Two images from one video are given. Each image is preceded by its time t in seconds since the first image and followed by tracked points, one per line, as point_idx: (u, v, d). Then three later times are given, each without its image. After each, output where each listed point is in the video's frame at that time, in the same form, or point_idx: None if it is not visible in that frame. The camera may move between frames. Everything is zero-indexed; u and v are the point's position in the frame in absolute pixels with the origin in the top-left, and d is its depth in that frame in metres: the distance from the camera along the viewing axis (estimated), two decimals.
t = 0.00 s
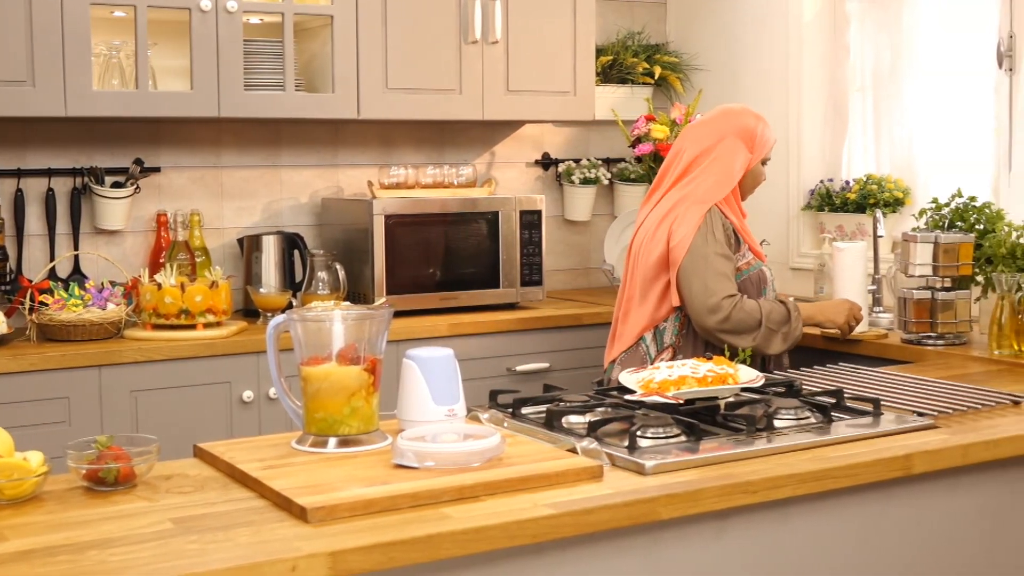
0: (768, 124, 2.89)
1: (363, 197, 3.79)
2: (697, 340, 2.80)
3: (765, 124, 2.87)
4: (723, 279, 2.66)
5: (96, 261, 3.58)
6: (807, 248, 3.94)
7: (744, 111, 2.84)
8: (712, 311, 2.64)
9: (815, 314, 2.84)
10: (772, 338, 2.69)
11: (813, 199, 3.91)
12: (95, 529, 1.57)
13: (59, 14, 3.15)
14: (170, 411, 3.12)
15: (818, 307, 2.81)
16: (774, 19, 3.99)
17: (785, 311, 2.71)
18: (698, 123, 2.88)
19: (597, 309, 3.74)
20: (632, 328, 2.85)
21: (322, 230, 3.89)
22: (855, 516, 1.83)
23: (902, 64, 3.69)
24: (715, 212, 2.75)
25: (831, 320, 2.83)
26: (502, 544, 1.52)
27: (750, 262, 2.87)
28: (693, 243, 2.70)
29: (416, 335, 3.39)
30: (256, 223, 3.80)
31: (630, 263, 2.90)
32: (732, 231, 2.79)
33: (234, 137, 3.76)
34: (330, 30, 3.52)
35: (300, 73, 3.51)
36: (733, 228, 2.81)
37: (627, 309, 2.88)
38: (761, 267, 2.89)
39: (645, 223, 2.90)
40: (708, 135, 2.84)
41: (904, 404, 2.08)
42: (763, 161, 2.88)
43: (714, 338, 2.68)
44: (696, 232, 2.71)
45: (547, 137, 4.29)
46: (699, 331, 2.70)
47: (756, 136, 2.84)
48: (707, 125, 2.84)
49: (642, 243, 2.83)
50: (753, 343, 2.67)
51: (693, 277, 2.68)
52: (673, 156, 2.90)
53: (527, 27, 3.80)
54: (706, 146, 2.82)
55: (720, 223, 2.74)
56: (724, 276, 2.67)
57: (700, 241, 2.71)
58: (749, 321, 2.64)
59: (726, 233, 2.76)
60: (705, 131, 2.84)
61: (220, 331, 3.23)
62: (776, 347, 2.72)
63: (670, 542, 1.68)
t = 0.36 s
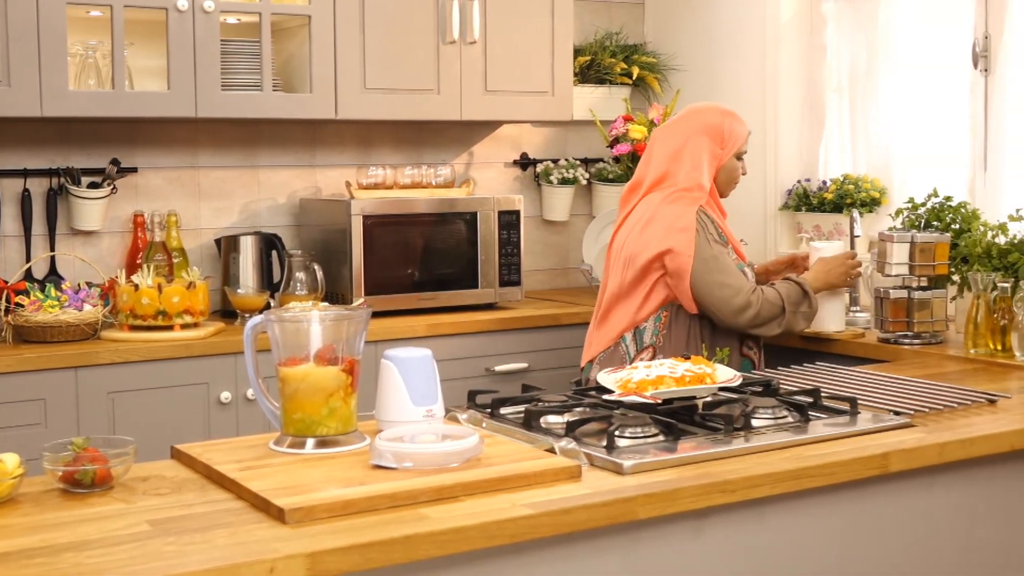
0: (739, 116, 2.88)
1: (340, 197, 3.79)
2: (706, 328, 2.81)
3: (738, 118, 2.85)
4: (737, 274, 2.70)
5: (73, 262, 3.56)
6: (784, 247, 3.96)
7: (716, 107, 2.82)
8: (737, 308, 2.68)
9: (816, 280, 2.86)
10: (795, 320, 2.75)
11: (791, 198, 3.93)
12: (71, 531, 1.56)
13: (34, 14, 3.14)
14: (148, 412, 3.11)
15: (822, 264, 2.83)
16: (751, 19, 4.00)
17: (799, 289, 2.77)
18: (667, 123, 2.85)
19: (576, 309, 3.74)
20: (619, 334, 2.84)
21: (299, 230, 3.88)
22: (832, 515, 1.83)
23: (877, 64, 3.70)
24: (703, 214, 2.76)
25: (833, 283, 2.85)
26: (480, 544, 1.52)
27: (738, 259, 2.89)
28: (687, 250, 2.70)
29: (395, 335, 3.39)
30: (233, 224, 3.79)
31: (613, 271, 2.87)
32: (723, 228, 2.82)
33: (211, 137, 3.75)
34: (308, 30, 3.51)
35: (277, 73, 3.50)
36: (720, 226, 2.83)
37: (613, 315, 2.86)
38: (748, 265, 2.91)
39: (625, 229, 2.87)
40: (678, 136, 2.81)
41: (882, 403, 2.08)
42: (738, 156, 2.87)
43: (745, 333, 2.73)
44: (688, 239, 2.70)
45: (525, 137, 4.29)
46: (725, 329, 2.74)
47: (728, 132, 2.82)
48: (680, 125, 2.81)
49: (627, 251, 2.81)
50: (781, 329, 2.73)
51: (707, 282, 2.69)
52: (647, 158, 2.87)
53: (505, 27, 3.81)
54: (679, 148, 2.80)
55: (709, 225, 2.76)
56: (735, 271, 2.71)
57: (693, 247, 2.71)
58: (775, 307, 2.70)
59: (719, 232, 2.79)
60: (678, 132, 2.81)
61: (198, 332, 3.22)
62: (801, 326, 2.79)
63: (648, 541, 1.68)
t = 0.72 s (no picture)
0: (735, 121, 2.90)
1: (323, 198, 3.79)
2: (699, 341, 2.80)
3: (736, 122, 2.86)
4: (732, 287, 2.70)
5: (53, 262, 3.55)
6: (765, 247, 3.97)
7: (713, 112, 2.83)
8: (733, 323, 2.67)
9: (804, 289, 2.88)
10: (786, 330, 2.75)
11: (773, 199, 3.95)
12: (52, 533, 1.55)
13: (14, 14, 3.12)
14: (131, 413, 3.10)
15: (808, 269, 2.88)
16: (732, 20, 4.01)
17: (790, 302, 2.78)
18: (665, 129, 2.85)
19: (559, 309, 3.75)
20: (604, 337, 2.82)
21: (282, 231, 3.87)
22: (815, 514, 1.84)
23: (857, 64, 3.72)
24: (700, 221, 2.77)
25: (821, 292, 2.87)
26: (463, 545, 1.52)
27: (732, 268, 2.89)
28: (684, 258, 2.70)
29: (378, 335, 3.39)
30: (215, 224, 3.78)
31: (603, 274, 2.86)
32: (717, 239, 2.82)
33: (193, 137, 3.74)
34: (289, 30, 3.51)
35: (259, 73, 3.50)
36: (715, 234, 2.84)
37: (601, 318, 2.85)
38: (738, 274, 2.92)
39: (619, 233, 2.86)
40: (675, 142, 2.82)
41: (864, 403, 2.09)
42: (733, 161, 2.89)
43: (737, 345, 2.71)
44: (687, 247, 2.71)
45: (508, 137, 4.30)
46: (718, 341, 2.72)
47: (725, 139, 2.83)
48: (678, 130, 2.82)
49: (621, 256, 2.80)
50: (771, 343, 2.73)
51: (702, 290, 2.69)
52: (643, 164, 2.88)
53: (488, 27, 3.81)
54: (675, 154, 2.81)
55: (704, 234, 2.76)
56: (729, 284, 2.71)
57: (691, 255, 2.71)
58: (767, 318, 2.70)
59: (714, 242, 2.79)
60: (674, 138, 2.82)
61: (179, 333, 3.21)
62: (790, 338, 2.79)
63: (631, 540, 1.69)
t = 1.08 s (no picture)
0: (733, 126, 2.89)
1: (316, 198, 3.78)
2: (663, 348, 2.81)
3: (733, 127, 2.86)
4: (701, 297, 2.68)
5: (46, 263, 3.54)
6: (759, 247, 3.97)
7: (708, 116, 2.82)
8: (696, 333, 2.66)
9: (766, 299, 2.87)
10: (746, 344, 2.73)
11: (766, 199, 3.95)
12: (46, 533, 1.55)
13: (6, 15, 3.12)
14: (125, 413, 3.09)
15: (764, 275, 2.89)
16: (725, 20, 4.02)
17: (752, 316, 2.75)
18: (660, 130, 2.85)
19: (553, 309, 3.75)
20: (587, 336, 2.83)
21: (275, 231, 3.87)
22: (809, 514, 1.84)
23: (850, 64, 3.72)
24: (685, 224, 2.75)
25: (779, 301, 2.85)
26: (457, 545, 1.52)
27: (719, 273, 2.87)
28: (664, 260, 2.69)
29: (372, 335, 3.39)
30: (209, 224, 3.78)
31: (591, 273, 2.86)
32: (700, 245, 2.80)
33: (186, 138, 3.73)
34: (283, 30, 3.51)
35: (252, 73, 3.49)
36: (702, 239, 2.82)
37: (586, 317, 2.85)
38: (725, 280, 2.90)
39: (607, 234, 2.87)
40: (667, 143, 2.82)
41: (858, 403, 2.09)
42: (727, 166, 2.88)
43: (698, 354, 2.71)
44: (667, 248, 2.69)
45: (501, 137, 4.29)
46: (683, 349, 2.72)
47: (719, 144, 2.82)
48: (672, 132, 2.82)
49: (607, 254, 2.80)
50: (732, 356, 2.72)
51: (672, 299, 2.67)
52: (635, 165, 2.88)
53: (481, 27, 3.81)
54: (667, 156, 2.81)
55: (687, 237, 2.75)
56: (702, 293, 2.69)
57: (671, 259, 2.70)
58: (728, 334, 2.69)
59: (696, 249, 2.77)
60: (666, 139, 2.82)
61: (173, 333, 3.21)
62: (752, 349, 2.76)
63: (625, 540, 1.69)
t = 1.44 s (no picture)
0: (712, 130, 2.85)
1: (319, 198, 3.79)
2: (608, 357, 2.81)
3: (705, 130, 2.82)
4: (639, 297, 2.66)
5: (49, 263, 3.54)
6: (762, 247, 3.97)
7: (676, 116, 2.81)
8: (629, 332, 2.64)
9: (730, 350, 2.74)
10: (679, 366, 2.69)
11: (768, 199, 3.95)
12: (48, 533, 1.55)
13: (9, 15, 3.12)
14: (126, 413, 3.09)
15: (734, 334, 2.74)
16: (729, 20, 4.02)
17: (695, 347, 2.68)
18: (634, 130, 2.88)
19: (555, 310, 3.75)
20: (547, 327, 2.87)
21: (278, 231, 3.87)
22: (811, 514, 1.84)
23: (852, 64, 3.72)
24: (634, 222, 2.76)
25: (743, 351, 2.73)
26: (459, 545, 1.52)
27: (676, 274, 2.83)
28: (606, 252, 2.71)
29: (373, 335, 3.39)
30: (211, 224, 3.78)
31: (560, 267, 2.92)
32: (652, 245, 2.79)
33: (188, 138, 3.73)
34: (285, 30, 3.51)
35: (255, 73, 3.50)
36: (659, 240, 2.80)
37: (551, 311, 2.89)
38: (686, 283, 2.85)
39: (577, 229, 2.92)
40: (634, 142, 2.84)
41: (860, 403, 2.09)
42: (696, 168, 2.85)
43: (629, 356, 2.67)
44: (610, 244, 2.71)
45: (504, 137, 4.29)
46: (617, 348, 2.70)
47: (683, 145, 2.80)
48: (638, 130, 2.84)
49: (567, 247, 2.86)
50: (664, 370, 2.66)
51: (606, 294, 2.68)
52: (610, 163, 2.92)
53: (484, 27, 3.81)
54: (630, 154, 2.83)
55: (635, 235, 2.75)
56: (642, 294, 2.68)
57: (614, 254, 2.71)
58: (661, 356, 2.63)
59: (644, 247, 2.77)
60: (633, 138, 2.84)
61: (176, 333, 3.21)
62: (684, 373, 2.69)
63: (628, 540, 1.69)
